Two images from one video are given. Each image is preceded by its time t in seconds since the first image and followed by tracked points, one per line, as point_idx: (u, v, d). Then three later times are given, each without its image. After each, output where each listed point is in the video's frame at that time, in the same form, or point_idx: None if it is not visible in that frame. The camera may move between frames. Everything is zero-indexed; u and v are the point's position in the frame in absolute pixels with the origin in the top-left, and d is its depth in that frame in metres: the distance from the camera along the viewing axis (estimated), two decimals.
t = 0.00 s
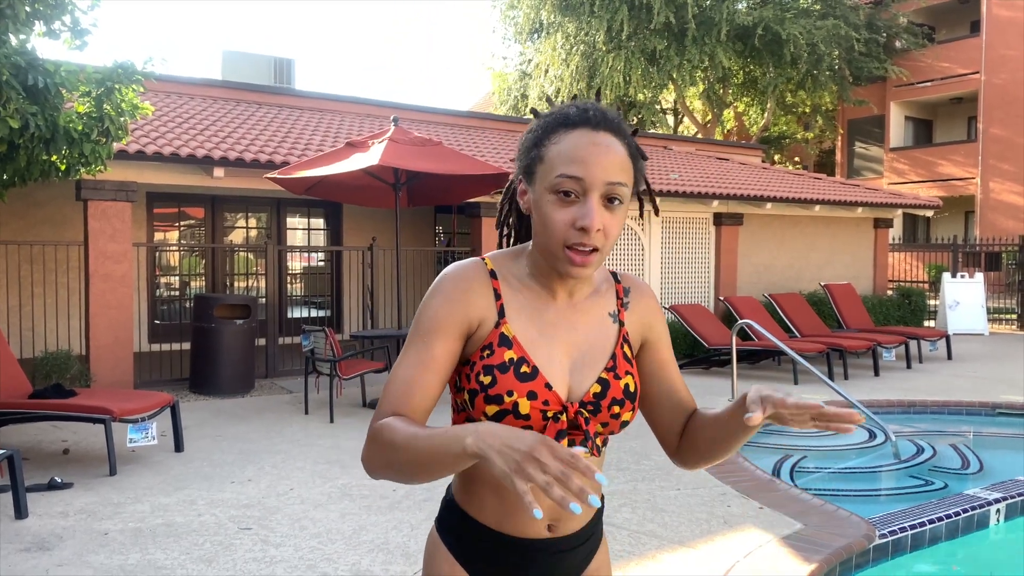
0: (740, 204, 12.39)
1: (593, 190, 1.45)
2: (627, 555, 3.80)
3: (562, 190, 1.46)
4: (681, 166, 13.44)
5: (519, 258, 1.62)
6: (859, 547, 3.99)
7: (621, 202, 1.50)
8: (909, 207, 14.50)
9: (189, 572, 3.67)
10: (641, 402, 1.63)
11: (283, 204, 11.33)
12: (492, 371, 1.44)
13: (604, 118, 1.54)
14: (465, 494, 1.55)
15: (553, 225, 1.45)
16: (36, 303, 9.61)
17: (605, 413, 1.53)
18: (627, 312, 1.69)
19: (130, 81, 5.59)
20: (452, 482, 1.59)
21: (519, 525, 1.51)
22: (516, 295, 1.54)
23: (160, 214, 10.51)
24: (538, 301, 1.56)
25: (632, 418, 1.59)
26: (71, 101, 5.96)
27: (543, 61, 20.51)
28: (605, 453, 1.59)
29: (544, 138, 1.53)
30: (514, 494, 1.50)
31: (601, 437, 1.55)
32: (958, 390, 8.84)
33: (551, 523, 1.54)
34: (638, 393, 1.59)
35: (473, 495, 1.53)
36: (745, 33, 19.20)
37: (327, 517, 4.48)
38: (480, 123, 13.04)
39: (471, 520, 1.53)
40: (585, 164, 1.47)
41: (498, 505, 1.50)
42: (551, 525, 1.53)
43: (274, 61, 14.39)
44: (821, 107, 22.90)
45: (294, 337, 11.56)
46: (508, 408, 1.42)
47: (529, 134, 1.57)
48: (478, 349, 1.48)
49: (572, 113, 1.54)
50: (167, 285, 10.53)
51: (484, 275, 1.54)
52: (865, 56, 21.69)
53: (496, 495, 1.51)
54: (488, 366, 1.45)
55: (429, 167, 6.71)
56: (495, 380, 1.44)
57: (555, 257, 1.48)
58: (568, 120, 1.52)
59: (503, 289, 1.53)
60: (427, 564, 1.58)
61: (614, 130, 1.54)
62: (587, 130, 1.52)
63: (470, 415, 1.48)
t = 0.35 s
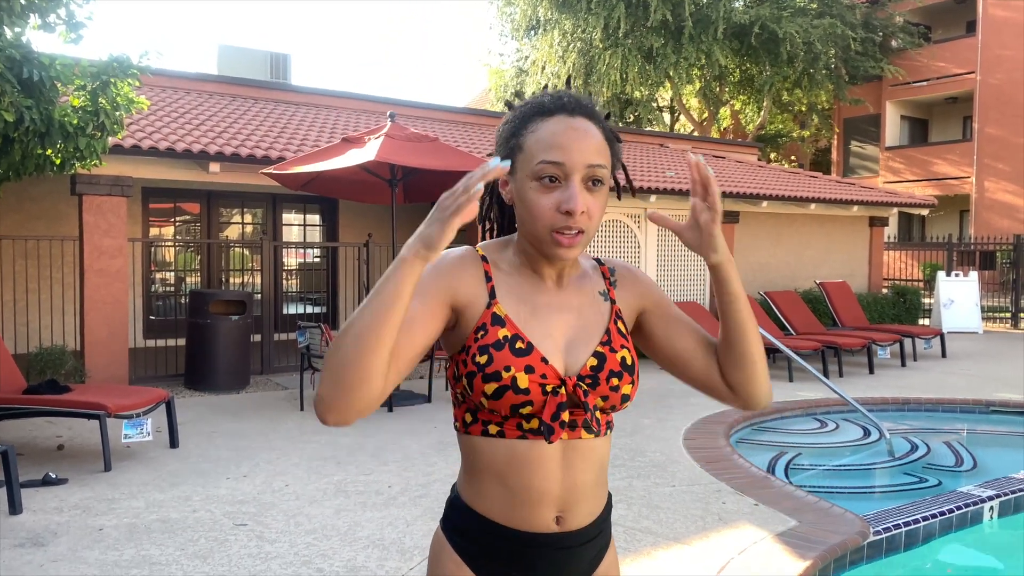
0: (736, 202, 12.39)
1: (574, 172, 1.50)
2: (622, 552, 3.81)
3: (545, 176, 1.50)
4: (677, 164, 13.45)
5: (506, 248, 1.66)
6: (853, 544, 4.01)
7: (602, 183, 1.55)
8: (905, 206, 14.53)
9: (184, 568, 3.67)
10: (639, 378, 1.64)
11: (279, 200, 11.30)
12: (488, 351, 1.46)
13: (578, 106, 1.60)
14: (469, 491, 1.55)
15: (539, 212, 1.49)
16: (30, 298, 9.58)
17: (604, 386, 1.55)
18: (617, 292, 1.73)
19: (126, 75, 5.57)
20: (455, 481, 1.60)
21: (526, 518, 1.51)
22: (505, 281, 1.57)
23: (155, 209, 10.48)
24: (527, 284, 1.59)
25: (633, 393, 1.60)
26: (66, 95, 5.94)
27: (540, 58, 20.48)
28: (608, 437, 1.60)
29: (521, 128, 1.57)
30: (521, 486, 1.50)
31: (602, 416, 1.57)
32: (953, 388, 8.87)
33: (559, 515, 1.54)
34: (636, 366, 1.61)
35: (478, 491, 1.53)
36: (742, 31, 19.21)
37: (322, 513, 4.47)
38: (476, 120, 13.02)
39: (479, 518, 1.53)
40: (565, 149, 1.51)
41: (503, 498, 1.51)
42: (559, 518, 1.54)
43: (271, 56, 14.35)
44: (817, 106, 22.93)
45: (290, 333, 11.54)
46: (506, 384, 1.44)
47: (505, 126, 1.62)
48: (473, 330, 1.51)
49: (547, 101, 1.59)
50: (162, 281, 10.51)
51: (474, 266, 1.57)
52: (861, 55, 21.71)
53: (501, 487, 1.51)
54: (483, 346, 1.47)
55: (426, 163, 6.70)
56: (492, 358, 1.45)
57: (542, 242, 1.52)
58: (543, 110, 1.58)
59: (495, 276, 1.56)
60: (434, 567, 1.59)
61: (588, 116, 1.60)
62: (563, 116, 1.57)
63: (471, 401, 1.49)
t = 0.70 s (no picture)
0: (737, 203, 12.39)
1: (569, 175, 1.52)
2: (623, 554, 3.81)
3: (540, 179, 1.52)
4: (678, 165, 13.45)
5: (505, 249, 1.70)
6: (855, 546, 4.00)
7: (596, 185, 1.57)
8: (907, 207, 14.52)
9: (186, 570, 3.67)
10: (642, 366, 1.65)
11: (281, 202, 11.31)
12: (490, 339, 1.49)
13: (570, 106, 1.60)
14: (478, 495, 1.56)
15: (534, 215, 1.52)
16: (32, 299, 9.59)
17: (607, 373, 1.55)
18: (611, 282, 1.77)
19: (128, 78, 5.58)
20: (463, 485, 1.61)
21: (534, 520, 1.52)
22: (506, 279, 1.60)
23: (157, 211, 10.51)
24: (526, 280, 1.62)
25: (637, 381, 1.61)
26: (68, 98, 5.95)
27: (541, 60, 20.49)
28: (616, 434, 1.61)
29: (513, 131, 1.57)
30: (528, 485, 1.51)
31: (607, 409, 1.58)
32: (954, 390, 8.87)
33: (569, 518, 1.55)
34: (636, 353, 1.62)
35: (486, 494, 1.55)
36: (743, 32, 19.23)
37: (324, 515, 4.48)
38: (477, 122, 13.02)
39: (488, 523, 1.53)
40: (558, 151, 1.52)
41: (511, 499, 1.52)
42: (569, 520, 1.55)
43: (272, 59, 14.37)
44: (818, 107, 22.92)
45: (291, 335, 11.56)
46: (509, 370, 1.45)
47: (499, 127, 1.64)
48: (476, 321, 1.54)
49: (539, 104, 1.59)
50: (163, 283, 10.52)
51: (480, 268, 1.60)
52: (863, 55, 21.70)
53: (509, 487, 1.52)
54: (486, 335, 1.49)
55: (427, 166, 6.70)
56: (494, 346, 1.48)
57: (539, 245, 1.54)
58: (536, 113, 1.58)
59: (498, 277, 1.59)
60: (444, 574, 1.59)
61: (581, 115, 1.60)
62: (554, 119, 1.57)
63: (474, 396, 1.51)
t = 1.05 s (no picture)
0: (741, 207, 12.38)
1: (577, 183, 1.52)
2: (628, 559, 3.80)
3: (549, 187, 1.52)
4: (682, 169, 13.45)
5: (513, 255, 1.70)
6: (861, 551, 3.99)
7: (605, 192, 1.57)
8: (911, 211, 14.50)
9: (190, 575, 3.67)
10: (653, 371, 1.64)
11: (285, 207, 11.34)
12: (499, 345, 1.50)
13: (579, 113, 1.59)
14: (488, 504, 1.56)
15: (544, 223, 1.52)
16: (37, 305, 9.62)
17: (618, 377, 1.55)
18: (619, 285, 1.76)
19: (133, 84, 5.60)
20: (472, 494, 1.61)
21: (545, 529, 1.51)
22: (516, 285, 1.61)
23: (162, 216, 10.54)
24: (535, 286, 1.63)
25: (648, 385, 1.60)
26: (73, 104, 5.97)
27: (544, 65, 20.51)
28: (627, 441, 1.60)
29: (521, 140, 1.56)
30: (538, 494, 1.51)
31: (618, 415, 1.57)
32: (960, 394, 8.83)
33: (581, 526, 1.54)
34: (647, 357, 1.62)
35: (496, 503, 1.55)
36: (746, 36, 19.23)
37: (328, 520, 4.47)
38: (481, 127, 13.05)
39: (498, 533, 1.53)
40: (566, 159, 1.52)
41: (522, 508, 1.52)
42: (581, 528, 1.54)
43: (276, 64, 14.43)
44: (822, 110, 22.90)
45: (295, 340, 11.57)
46: (519, 375, 1.46)
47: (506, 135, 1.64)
48: (486, 328, 1.55)
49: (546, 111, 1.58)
50: (168, 288, 10.53)
51: (488, 272, 1.61)
52: (866, 59, 21.69)
53: (519, 495, 1.52)
54: (495, 341, 1.50)
55: (430, 170, 6.71)
56: (503, 352, 1.49)
57: (548, 252, 1.55)
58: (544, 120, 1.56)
59: (508, 283, 1.60)
60: None
61: (590, 122, 1.59)
62: (562, 125, 1.56)
63: (484, 403, 1.52)
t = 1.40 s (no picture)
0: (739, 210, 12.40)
1: (580, 199, 1.52)
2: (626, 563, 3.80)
3: (551, 203, 1.53)
4: (680, 174, 13.48)
5: (515, 270, 1.71)
6: (859, 554, 3.98)
7: (608, 208, 1.57)
8: (907, 214, 14.53)
9: None
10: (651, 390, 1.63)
11: (282, 212, 11.34)
12: (496, 363, 1.49)
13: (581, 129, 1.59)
14: (483, 520, 1.57)
15: (546, 239, 1.53)
16: (33, 311, 9.60)
17: (614, 399, 1.54)
18: (619, 297, 1.76)
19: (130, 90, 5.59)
20: (468, 508, 1.62)
21: (539, 548, 1.52)
22: (519, 300, 1.61)
23: (159, 222, 10.54)
24: (538, 303, 1.63)
25: (645, 405, 1.60)
26: (71, 109, 5.97)
27: (541, 69, 20.54)
28: (623, 461, 1.60)
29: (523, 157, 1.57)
30: (534, 514, 1.51)
31: (615, 436, 1.57)
32: (958, 397, 8.84)
33: (575, 546, 1.55)
34: (645, 376, 1.61)
35: (491, 520, 1.56)
36: (742, 40, 19.27)
37: (326, 526, 4.47)
38: (478, 131, 13.06)
39: (493, 549, 1.54)
40: (569, 175, 1.52)
41: (517, 526, 1.53)
42: (575, 548, 1.55)
43: (274, 70, 14.44)
44: (818, 114, 22.95)
45: (293, 345, 11.55)
46: (514, 396, 1.45)
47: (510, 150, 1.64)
48: (486, 345, 1.56)
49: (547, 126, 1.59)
50: (165, 293, 10.53)
51: (492, 286, 1.62)
52: (862, 63, 21.75)
53: (513, 514, 1.53)
54: (493, 359, 1.50)
55: (427, 175, 6.72)
56: (500, 371, 1.48)
57: (550, 269, 1.55)
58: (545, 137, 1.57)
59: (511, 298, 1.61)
60: None
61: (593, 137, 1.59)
62: (566, 141, 1.56)
63: (481, 421, 1.52)
